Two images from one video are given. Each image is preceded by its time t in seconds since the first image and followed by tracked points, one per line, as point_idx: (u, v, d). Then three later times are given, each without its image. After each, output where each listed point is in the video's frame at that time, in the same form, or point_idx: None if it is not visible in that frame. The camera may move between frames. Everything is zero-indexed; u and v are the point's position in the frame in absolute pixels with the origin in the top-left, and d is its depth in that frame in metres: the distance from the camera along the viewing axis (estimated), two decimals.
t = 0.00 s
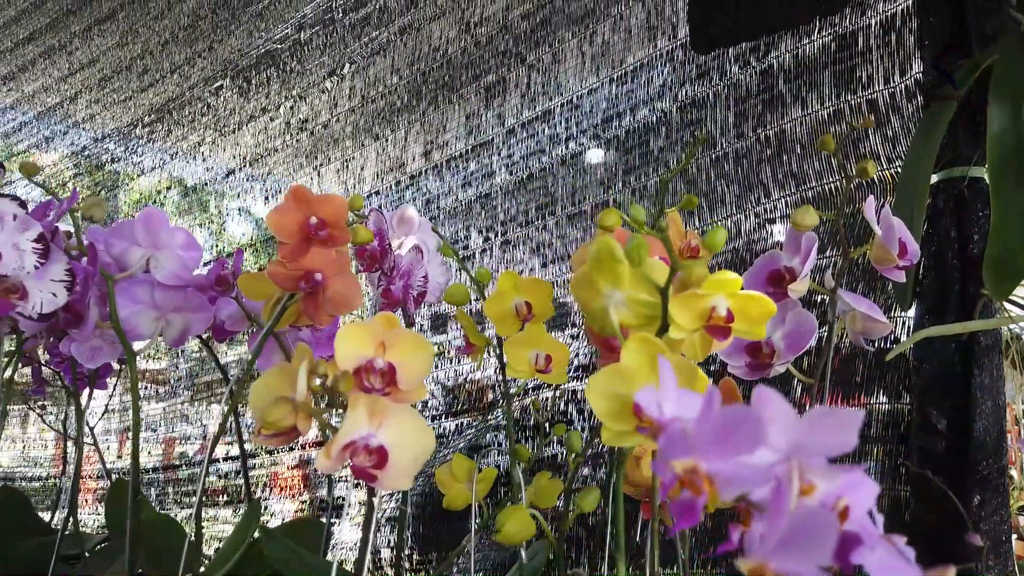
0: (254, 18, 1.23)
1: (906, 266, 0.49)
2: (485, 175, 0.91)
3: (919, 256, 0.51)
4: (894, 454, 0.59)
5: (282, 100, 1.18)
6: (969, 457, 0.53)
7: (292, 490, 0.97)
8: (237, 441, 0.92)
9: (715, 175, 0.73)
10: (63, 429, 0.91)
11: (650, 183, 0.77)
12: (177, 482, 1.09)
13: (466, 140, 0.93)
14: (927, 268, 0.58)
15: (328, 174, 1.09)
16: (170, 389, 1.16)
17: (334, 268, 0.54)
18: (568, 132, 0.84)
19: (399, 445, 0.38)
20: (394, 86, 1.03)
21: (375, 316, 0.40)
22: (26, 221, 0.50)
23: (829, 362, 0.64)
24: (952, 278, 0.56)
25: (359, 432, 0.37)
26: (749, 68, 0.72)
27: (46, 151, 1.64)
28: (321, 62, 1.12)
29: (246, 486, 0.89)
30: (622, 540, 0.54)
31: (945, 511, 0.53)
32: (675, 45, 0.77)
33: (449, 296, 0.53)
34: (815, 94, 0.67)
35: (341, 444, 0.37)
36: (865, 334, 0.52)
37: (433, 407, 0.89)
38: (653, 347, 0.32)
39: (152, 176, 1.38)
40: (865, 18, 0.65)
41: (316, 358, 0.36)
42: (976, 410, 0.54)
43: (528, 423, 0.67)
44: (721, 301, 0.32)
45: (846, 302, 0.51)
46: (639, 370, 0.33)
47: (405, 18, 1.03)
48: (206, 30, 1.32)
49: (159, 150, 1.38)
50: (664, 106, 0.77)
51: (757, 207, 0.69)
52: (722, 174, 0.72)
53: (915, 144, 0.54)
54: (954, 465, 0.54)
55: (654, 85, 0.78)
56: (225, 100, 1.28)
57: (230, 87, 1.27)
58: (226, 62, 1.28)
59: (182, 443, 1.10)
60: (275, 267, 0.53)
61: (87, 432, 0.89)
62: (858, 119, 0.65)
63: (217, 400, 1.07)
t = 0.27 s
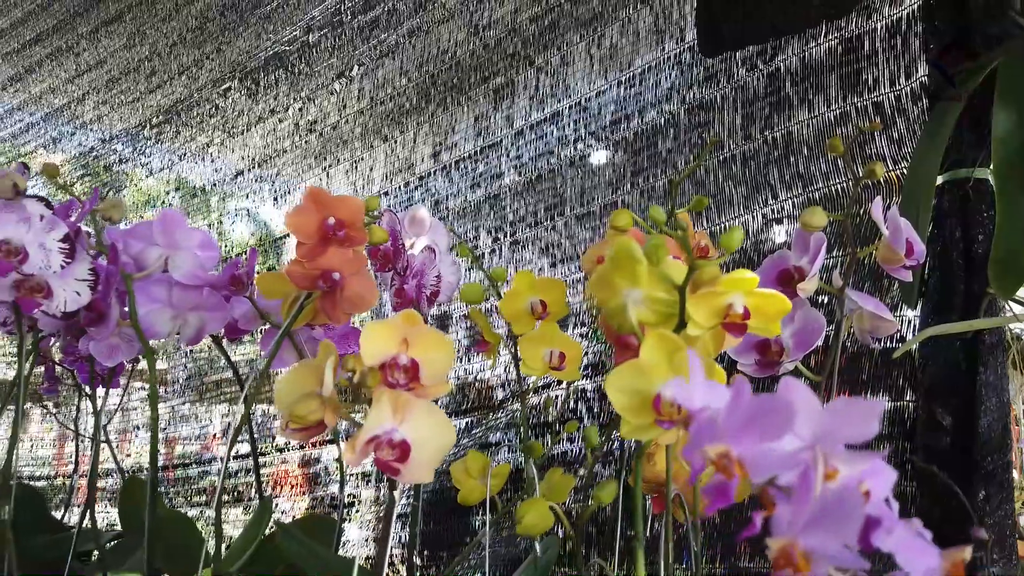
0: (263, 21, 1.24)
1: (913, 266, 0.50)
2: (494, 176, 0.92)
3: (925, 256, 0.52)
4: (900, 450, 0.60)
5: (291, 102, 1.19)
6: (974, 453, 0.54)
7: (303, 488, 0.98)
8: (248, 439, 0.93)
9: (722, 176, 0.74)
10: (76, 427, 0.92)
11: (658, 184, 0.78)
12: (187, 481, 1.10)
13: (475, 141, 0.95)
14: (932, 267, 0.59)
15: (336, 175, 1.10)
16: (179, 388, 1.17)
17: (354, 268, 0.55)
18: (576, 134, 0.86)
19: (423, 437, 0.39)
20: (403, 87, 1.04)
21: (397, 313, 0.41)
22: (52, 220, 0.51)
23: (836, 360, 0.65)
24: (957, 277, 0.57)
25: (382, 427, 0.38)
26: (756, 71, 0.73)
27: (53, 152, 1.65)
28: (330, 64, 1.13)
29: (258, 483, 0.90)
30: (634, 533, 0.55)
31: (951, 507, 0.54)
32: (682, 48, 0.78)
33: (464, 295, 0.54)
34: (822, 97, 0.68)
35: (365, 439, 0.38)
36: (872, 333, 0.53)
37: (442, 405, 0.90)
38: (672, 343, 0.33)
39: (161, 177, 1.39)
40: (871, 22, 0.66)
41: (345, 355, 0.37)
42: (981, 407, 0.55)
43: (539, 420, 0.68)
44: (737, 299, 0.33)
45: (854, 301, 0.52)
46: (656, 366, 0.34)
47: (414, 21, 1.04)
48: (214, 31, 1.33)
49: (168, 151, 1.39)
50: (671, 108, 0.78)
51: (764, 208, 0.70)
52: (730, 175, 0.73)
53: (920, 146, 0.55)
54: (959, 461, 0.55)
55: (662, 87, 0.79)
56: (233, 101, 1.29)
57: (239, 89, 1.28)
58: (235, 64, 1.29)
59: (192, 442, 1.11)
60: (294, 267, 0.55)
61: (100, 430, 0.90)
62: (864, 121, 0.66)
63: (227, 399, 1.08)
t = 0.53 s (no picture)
0: (272, 22, 1.25)
1: (917, 262, 0.52)
2: (503, 176, 0.93)
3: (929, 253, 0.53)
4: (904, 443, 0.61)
5: (300, 102, 1.20)
6: (977, 445, 0.56)
7: (313, 484, 1.00)
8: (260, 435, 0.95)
9: (729, 176, 0.75)
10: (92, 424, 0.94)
11: (666, 184, 0.79)
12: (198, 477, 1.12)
13: (484, 142, 0.96)
14: (936, 264, 0.61)
15: (346, 175, 1.12)
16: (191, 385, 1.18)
17: (371, 265, 0.57)
18: (584, 134, 0.87)
19: (444, 428, 0.41)
20: (412, 88, 1.05)
21: (420, 307, 0.43)
22: (81, 218, 0.52)
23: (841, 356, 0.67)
24: (959, 274, 0.59)
25: (405, 416, 0.40)
26: (762, 72, 0.74)
27: (61, 151, 1.66)
28: (339, 65, 1.15)
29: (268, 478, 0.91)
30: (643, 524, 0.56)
31: (954, 497, 0.56)
32: (690, 49, 0.79)
33: (480, 290, 0.55)
34: (827, 98, 0.70)
35: (389, 427, 0.40)
36: (877, 328, 0.55)
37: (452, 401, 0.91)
38: (689, 334, 0.34)
39: (170, 177, 1.41)
40: (875, 24, 0.68)
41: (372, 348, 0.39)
42: (983, 400, 0.56)
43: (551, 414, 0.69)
44: (751, 291, 0.35)
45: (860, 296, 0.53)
46: (672, 357, 0.35)
47: (422, 23, 1.05)
48: (223, 33, 1.35)
49: (177, 151, 1.40)
50: (679, 109, 0.80)
51: (770, 207, 0.72)
52: (737, 175, 0.75)
53: (924, 146, 0.57)
54: (962, 453, 0.56)
55: (669, 88, 0.81)
56: (242, 102, 1.31)
57: (248, 89, 1.30)
58: (244, 65, 1.30)
59: (203, 438, 1.13)
60: (314, 264, 0.57)
61: (115, 427, 0.92)
62: (869, 122, 0.67)
63: (238, 396, 1.09)
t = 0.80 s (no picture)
0: (281, 22, 1.27)
1: (920, 255, 0.53)
2: (513, 173, 0.95)
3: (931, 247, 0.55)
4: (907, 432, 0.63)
5: (310, 102, 1.22)
6: (978, 434, 0.57)
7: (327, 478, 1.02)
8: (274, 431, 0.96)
9: (735, 173, 0.77)
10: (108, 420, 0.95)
11: (673, 181, 0.81)
12: (212, 471, 1.14)
13: (493, 140, 0.98)
14: (938, 258, 0.62)
15: (356, 173, 1.13)
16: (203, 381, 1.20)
17: (388, 260, 0.58)
18: (592, 132, 0.89)
19: (464, 414, 0.42)
20: (421, 88, 1.07)
21: (442, 296, 0.44)
22: (109, 212, 0.54)
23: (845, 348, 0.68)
24: (961, 267, 0.60)
25: (428, 402, 0.42)
26: (768, 71, 0.76)
27: (71, 152, 1.68)
28: (349, 65, 1.16)
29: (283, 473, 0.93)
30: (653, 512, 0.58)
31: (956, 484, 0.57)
32: (696, 49, 0.81)
33: (496, 282, 0.57)
34: (832, 96, 0.71)
35: (413, 411, 0.41)
36: (881, 319, 0.56)
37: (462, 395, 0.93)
38: (702, 320, 0.36)
39: (180, 176, 1.43)
40: (878, 25, 0.69)
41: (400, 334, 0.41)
42: (984, 390, 0.58)
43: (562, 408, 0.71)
44: (762, 279, 0.36)
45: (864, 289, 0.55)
46: (685, 342, 0.36)
47: (432, 23, 1.07)
48: (232, 33, 1.36)
49: (187, 150, 1.42)
50: (686, 108, 0.81)
51: (776, 203, 0.73)
52: (743, 172, 0.76)
53: (926, 143, 0.59)
54: (964, 441, 0.58)
55: (677, 87, 0.82)
56: (252, 101, 1.32)
57: (257, 89, 1.31)
58: (254, 65, 1.32)
59: (216, 434, 1.15)
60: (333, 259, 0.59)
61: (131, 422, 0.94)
62: (873, 119, 0.69)
63: (251, 391, 1.11)
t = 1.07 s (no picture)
0: (292, 19, 1.29)
1: (925, 242, 0.54)
2: (523, 166, 0.96)
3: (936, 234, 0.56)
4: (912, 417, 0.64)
5: (322, 97, 1.23)
6: (982, 417, 0.59)
7: (340, 467, 1.04)
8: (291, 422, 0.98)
9: (743, 164, 0.78)
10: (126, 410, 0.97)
11: (681, 173, 0.82)
12: (228, 461, 1.16)
13: (503, 134, 0.99)
14: (942, 246, 0.64)
15: (367, 167, 1.15)
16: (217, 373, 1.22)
17: (405, 248, 0.60)
18: (601, 126, 0.90)
19: (482, 395, 0.44)
20: (432, 82, 1.08)
21: (463, 280, 0.45)
22: (137, 202, 0.56)
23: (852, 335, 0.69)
24: (965, 255, 0.62)
25: (446, 382, 0.44)
26: (775, 64, 0.77)
27: (82, 147, 1.68)
28: (360, 60, 1.18)
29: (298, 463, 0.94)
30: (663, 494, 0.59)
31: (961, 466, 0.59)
32: (704, 43, 0.82)
33: (510, 270, 0.58)
34: (838, 89, 0.73)
35: (432, 392, 0.43)
36: (887, 305, 0.57)
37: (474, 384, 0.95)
38: (713, 302, 0.37)
39: (193, 171, 1.44)
40: (884, 18, 0.71)
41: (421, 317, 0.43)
42: (988, 374, 0.59)
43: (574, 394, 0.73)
44: (772, 261, 0.38)
45: (870, 275, 0.56)
46: (697, 323, 0.38)
47: (442, 18, 1.08)
48: (244, 29, 1.38)
49: (199, 145, 1.44)
50: (694, 100, 0.82)
51: (783, 193, 0.75)
52: (750, 163, 0.78)
53: (932, 132, 0.60)
54: (968, 424, 0.59)
55: (685, 80, 0.83)
56: (263, 97, 1.34)
57: (269, 84, 1.33)
58: (265, 61, 1.34)
59: (230, 424, 1.16)
60: (351, 247, 0.60)
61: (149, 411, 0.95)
62: (878, 111, 0.70)
63: (266, 381, 1.13)
